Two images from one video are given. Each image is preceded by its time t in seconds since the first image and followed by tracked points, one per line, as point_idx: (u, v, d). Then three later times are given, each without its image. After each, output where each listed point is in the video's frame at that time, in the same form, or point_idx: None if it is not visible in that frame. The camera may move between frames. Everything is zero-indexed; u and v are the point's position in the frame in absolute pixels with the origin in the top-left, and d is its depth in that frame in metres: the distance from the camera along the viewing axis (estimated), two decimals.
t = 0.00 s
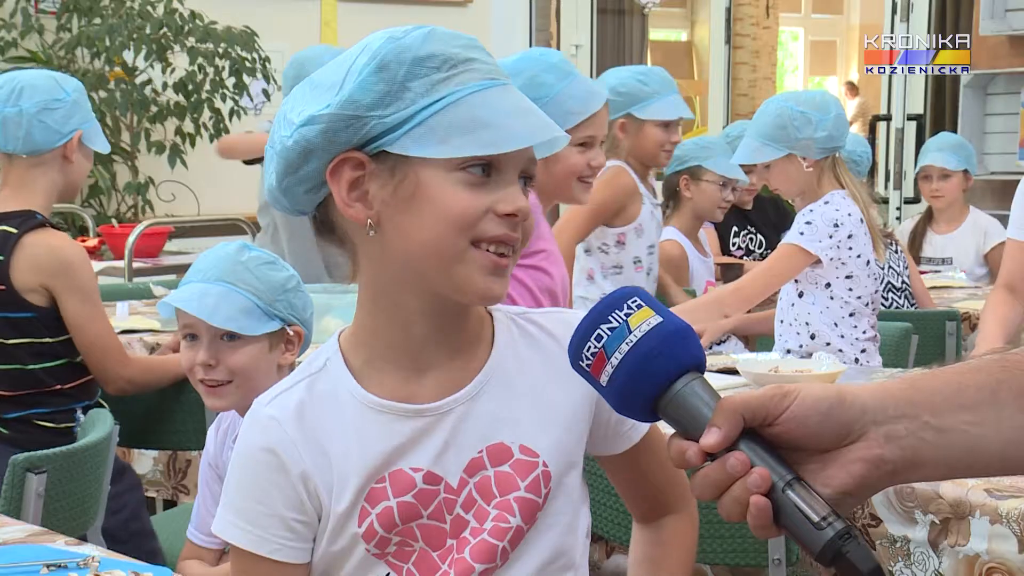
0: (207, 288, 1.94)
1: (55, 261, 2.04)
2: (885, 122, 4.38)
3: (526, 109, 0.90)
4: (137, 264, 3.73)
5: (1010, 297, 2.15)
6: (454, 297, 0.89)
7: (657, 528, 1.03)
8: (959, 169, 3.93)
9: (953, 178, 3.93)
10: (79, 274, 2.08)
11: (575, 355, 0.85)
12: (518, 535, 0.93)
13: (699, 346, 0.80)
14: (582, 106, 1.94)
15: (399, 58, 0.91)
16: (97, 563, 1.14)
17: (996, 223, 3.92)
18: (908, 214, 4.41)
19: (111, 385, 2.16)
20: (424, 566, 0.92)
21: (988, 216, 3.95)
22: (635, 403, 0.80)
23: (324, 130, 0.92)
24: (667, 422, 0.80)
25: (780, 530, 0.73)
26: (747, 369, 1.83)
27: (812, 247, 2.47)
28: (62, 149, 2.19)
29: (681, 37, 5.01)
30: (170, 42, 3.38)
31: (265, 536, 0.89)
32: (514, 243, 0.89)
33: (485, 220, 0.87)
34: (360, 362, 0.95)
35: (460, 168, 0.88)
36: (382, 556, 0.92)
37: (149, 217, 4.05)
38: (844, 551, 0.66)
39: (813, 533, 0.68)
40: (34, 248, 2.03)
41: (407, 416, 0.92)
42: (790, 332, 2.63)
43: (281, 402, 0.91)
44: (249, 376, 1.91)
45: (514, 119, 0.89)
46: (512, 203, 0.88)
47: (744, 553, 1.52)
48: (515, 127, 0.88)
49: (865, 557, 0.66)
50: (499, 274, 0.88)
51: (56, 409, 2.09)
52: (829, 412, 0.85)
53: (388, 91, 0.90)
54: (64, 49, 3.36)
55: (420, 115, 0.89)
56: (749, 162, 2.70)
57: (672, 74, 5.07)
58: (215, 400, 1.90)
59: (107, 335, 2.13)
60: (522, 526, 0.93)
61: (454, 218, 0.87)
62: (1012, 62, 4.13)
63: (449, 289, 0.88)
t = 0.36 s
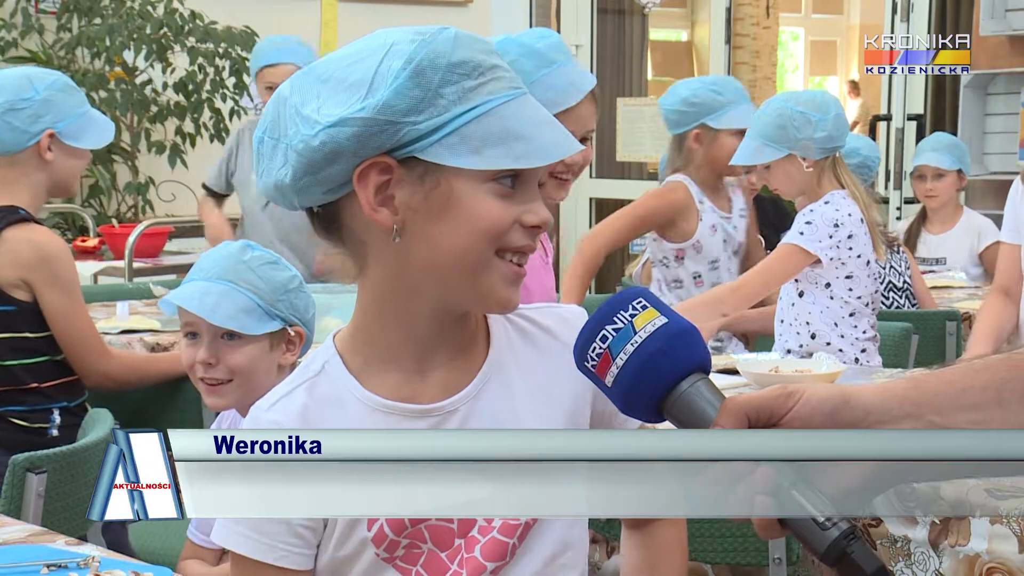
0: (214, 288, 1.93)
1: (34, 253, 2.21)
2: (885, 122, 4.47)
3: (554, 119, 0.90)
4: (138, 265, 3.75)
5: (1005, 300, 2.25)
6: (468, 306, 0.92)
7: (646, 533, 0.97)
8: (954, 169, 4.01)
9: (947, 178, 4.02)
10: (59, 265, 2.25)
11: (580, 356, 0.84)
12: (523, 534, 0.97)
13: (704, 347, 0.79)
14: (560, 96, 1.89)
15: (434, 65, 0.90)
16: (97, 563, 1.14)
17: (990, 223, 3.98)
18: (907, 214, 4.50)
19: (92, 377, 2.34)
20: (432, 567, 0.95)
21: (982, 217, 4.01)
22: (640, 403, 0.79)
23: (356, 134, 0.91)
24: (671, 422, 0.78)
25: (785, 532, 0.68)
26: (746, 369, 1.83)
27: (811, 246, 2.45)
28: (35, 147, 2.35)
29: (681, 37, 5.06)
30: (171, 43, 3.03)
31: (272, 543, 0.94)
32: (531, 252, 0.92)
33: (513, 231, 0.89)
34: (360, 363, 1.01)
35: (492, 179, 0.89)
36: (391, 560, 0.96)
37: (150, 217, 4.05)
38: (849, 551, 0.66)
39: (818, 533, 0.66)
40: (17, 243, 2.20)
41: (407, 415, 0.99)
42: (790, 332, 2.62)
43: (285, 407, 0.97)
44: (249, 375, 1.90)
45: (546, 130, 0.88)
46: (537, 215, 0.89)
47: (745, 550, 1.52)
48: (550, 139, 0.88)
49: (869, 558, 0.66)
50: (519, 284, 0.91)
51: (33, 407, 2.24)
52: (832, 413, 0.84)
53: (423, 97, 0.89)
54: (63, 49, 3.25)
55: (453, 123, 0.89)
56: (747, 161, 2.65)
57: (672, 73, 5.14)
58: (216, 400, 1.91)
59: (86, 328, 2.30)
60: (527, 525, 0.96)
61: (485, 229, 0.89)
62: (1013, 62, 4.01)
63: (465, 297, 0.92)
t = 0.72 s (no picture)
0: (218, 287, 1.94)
1: (42, 249, 2.23)
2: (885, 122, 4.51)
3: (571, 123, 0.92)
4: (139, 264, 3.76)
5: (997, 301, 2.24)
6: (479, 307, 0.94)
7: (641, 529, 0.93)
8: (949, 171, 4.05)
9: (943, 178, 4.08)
10: (62, 258, 2.26)
11: (588, 356, 0.84)
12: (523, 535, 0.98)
13: (711, 347, 0.79)
14: (593, 93, 1.80)
15: (459, 63, 0.91)
16: (98, 563, 1.14)
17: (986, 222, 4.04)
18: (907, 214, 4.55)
19: (88, 375, 2.33)
20: (431, 569, 0.96)
21: (978, 217, 4.07)
22: (646, 404, 0.78)
23: (381, 129, 0.91)
24: (679, 424, 0.78)
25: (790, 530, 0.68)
26: (747, 369, 1.83)
27: (817, 246, 2.45)
28: (19, 148, 2.37)
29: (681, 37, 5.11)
30: (172, 44, 2.88)
31: (274, 543, 0.95)
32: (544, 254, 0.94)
33: (530, 234, 0.91)
34: (363, 365, 1.02)
35: (512, 181, 0.90)
36: (389, 561, 0.96)
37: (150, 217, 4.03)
38: (857, 551, 0.64)
39: (825, 532, 0.64)
40: (23, 242, 2.22)
41: (414, 416, 1.00)
42: (789, 333, 2.60)
43: (290, 405, 0.98)
44: (249, 375, 1.90)
45: (565, 135, 0.90)
46: (553, 219, 0.92)
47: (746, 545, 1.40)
48: (571, 143, 0.90)
49: (878, 557, 0.63)
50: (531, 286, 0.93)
51: (47, 406, 2.28)
52: (839, 412, 0.84)
53: (448, 96, 0.90)
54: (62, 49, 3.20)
55: (476, 124, 0.90)
56: (748, 163, 2.71)
57: (672, 74, 5.13)
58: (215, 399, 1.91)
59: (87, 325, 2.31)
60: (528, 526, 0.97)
61: (506, 229, 0.90)
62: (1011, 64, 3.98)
63: (476, 297, 0.93)
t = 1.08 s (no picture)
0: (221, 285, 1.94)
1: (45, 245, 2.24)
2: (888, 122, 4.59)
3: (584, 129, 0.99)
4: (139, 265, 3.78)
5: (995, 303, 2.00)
6: (500, 304, 0.98)
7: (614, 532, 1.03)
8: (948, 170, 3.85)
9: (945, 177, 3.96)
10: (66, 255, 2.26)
11: (597, 359, 0.86)
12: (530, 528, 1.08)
13: (720, 351, 0.81)
14: (703, 109, 1.49)
15: (492, 64, 0.95)
16: (98, 563, 1.14)
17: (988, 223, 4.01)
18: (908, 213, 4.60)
19: (79, 372, 2.32)
20: (453, 564, 1.04)
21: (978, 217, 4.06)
22: (656, 409, 0.80)
23: (418, 125, 0.94)
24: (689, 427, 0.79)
25: (801, 534, 0.71)
26: (747, 368, 1.83)
27: (818, 246, 2.57)
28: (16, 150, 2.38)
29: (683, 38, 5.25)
30: (170, 43, 2.40)
31: (303, 546, 0.97)
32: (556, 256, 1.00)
33: (550, 237, 0.96)
34: (378, 362, 1.05)
35: (536, 183, 0.95)
36: (413, 559, 1.03)
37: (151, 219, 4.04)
38: (868, 553, 0.65)
39: (836, 535, 0.68)
40: (29, 238, 2.22)
41: (437, 414, 1.05)
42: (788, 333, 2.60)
43: (314, 405, 0.99)
44: (247, 375, 1.90)
45: (584, 139, 0.96)
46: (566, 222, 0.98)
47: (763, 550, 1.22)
48: (588, 148, 0.96)
49: (887, 559, 0.65)
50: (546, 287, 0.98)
51: (46, 408, 2.29)
52: (849, 415, 0.83)
53: (481, 96, 0.94)
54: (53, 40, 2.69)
55: (506, 125, 0.94)
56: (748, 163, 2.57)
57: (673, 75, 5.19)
58: (212, 397, 1.91)
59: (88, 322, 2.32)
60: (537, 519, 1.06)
61: (531, 230, 0.95)
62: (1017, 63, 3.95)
63: (498, 298, 0.97)
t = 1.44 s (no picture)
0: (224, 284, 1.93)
1: (41, 252, 2.25)
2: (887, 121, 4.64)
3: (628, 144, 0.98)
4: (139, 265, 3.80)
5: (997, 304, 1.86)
6: (538, 314, 0.97)
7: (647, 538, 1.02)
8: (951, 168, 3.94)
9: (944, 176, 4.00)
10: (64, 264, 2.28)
11: (609, 357, 0.85)
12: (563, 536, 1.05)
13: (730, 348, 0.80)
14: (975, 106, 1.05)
15: (540, 75, 0.94)
16: (98, 563, 1.14)
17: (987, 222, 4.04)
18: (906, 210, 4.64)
19: (80, 375, 2.34)
20: (480, 566, 1.03)
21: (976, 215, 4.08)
22: (667, 405, 0.79)
23: (464, 134, 0.93)
24: (698, 424, 0.79)
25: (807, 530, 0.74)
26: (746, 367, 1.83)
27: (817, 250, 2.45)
28: (36, 147, 2.36)
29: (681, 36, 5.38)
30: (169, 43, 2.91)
31: (336, 540, 0.94)
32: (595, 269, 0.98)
33: (590, 249, 0.94)
34: (415, 361, 1.04)
35: (578, 196, 0.93)
36: (443, 560, 1.01)
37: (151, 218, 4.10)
38: (873, 552, 0.70)
39: (844, 533, 0.70)
40: (19, 244, 2.23)
41: (475, 415, 1.05)
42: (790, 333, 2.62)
43: (351, 399, 0.98)
44: (246, 374, 1.89)
45: (626, 153, 0.95)
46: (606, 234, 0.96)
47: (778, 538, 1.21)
48: (632, 164, 0.95)
49: (893, 559, 0.69)
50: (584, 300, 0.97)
51: (37, 413, 2.29)
52: (859, 413, 0.81)
53: (527, 106, 0.93)
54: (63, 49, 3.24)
55: (551, 136, 0.93)
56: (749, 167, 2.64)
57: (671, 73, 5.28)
58: (210, 396, 1.90)
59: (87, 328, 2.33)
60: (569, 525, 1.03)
61: (572, 243, 0.93)
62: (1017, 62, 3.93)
63: (538, 308, 0.96)
